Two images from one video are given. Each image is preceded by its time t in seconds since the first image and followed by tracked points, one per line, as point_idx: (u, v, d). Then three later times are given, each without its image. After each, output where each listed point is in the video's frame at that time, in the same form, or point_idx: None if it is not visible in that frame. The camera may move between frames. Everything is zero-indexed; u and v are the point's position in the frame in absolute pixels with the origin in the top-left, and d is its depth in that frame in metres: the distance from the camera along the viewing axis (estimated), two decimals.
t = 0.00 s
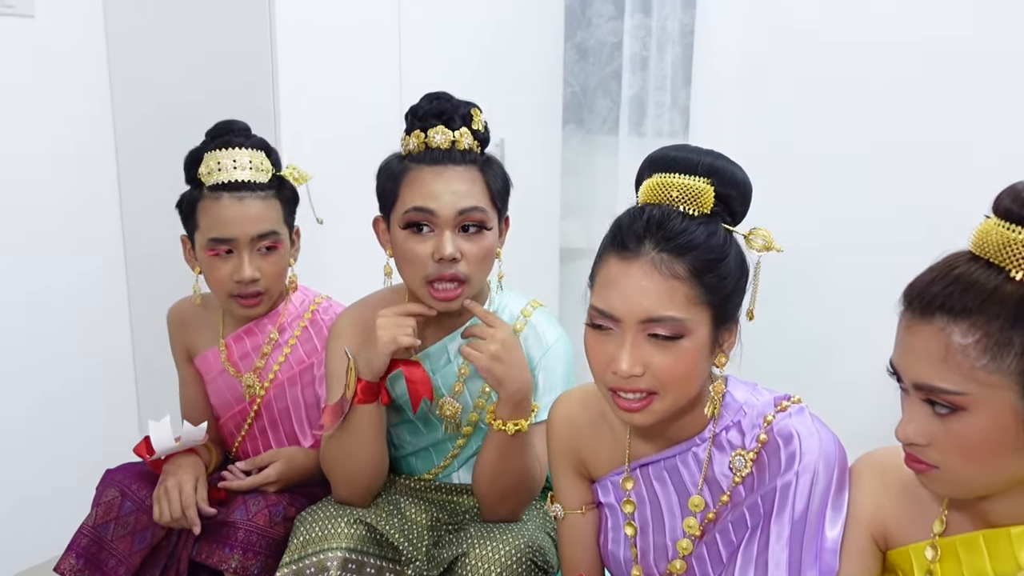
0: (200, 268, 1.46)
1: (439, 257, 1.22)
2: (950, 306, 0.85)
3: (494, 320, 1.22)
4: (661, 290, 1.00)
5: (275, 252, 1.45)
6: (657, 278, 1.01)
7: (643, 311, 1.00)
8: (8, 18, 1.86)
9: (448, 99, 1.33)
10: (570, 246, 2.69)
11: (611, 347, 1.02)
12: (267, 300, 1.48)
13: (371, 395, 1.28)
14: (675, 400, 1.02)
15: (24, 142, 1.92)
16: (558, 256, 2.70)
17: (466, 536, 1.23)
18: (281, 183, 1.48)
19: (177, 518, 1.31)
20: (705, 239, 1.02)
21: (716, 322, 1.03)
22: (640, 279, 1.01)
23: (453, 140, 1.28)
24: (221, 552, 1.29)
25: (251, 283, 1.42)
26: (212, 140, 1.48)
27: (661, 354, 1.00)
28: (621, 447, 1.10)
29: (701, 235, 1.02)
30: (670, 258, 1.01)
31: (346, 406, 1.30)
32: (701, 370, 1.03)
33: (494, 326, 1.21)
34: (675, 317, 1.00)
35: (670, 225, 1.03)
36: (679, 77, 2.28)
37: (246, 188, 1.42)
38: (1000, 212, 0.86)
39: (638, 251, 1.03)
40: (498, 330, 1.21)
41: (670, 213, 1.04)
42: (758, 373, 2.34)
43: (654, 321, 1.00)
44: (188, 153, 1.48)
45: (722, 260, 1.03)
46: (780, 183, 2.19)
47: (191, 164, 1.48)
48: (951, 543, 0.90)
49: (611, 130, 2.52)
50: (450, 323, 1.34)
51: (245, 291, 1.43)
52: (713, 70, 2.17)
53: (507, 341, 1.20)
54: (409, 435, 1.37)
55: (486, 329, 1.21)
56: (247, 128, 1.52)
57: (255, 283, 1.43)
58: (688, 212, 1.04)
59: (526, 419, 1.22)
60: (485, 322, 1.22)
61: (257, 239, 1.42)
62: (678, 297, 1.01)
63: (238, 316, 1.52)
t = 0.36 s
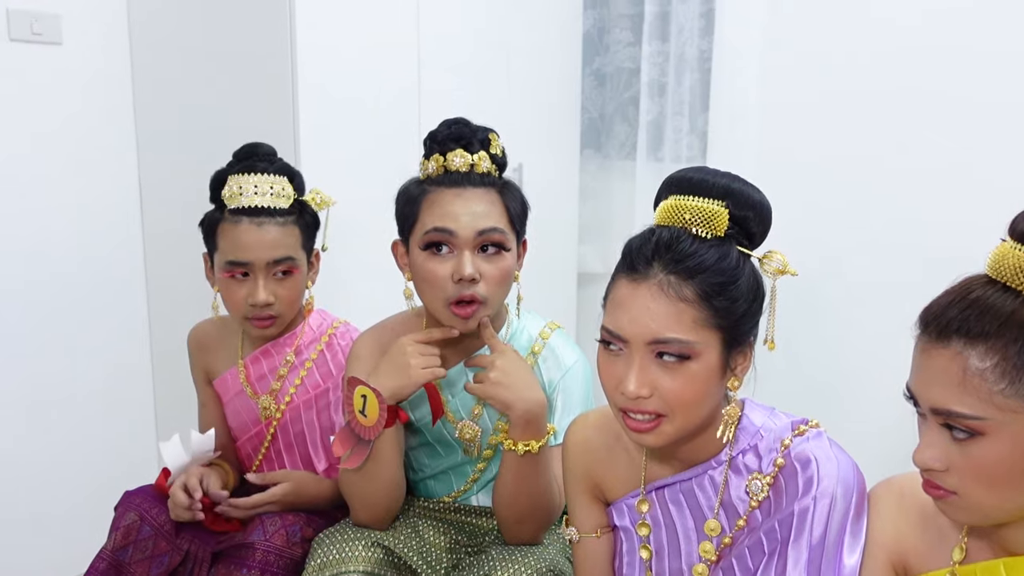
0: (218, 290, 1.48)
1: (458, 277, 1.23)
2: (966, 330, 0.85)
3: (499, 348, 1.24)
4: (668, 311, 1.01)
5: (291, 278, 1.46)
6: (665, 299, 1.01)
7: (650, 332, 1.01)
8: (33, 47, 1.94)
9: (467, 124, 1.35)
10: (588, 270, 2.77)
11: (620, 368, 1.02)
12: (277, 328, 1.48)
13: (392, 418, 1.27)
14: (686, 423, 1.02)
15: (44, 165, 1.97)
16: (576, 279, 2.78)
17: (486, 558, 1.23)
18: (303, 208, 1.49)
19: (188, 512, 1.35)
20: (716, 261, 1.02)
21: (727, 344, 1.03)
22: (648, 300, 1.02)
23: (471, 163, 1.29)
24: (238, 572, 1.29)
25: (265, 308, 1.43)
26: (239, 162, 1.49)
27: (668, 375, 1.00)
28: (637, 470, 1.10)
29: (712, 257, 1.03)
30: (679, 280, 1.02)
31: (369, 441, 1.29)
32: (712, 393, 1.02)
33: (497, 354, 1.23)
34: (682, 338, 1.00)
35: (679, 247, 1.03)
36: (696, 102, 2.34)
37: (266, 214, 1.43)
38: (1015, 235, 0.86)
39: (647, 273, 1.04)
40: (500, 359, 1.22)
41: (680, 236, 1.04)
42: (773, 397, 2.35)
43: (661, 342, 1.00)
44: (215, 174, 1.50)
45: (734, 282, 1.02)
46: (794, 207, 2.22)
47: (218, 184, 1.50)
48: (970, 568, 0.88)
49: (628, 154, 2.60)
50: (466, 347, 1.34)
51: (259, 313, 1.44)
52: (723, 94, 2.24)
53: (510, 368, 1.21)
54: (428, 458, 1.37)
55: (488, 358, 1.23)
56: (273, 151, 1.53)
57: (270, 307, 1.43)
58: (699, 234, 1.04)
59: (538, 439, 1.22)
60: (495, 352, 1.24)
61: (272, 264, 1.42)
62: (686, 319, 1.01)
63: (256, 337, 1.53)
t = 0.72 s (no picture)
0: (233, 311, 1.48)
1: (472, 296, 1.25)
2: (971, 348, 0.87)
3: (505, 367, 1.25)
4: (677, 327, 1.02)
5: (305, 292, 1.46)
6: (674, 316, 1.03)
7: (659, 349, 1.02)
8: (60, 69, 1.99)
9: (481, 145, 1.36)
10: (600, 287, 2.80)
11: (630, 383, 1.04)
12: (300, 337, 1.49)
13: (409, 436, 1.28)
14: (695, 438, 1.03)
15: (65, 184, 2.02)
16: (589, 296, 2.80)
17: (497, 574, 1.24)
18: (304, 224, 1.49)
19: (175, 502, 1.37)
20: (725, 279, 1.04)
21: (737, 361, 1.04)
22: (658, 317, 1.03)
23: (487, 184, 1.32)
24: None
25: (286, 324, 1.43)
26: (234, 188, 1.48)
27: (677, 391, 1.02)
28: (650, 486, 1.11)
29: (720, 275, 1.04)
30: (688, 297, 1.04)
31: (388, 459, 1.30)
32: (721, 409, 1.04)
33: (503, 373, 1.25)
34: (690, 354, 1.01)
35: (689, 265, 1.05)
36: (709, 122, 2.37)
37: (273, 234, 1.43)
38: (1018, 254, 0.87)
39: (657, 291, 1.05)
40: (505, 378, 1.24)
41: (689, 254, 1.06)
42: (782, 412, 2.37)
43: (670, 358, 1.02)
44: (211, 204, 1.49)
45: (743, 300, 1.04)
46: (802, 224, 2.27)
47: (216, 213, 1.49)
48: None
49: (641, 173, 2.63)
50: (479, 362, 1.35)
51: (282, 331, 1.44)
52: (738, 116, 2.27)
53: (515, 389, 1.22)
54: (439, 474, 1.39)
55: (491, 379, 1.24)
56: (266, 172, 1.53)
57: (290, 323, 1.44)
58: (711, 254, 1.06)
59: (546, 455, 1.23)
60: (501, 371, 1.26)
61: (287, 281, 1.43)
62: (695, 335, 1.02)
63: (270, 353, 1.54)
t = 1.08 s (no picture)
0: (244, 320, 1.50)
1: (475, 303, 1.28)
2: (964, 353, 0.89)
3: (518, 377, 1.27)
4: (669, 330, 1.05)
5: (317, 302, 1.49)
6: (666, 320, 1.06)
7: (650, 350, 1.05)
8: (72, 79, 2.02)
9: (485, 156, 1.40)
10: (601, 296, 2.84)
11: (625, 383, 1.07)
12: (313, 347, 1.51)
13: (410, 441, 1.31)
14: (687, 439, 1.05)
15: (73, 193, 2.05)
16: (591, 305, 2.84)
17: None
18: (316, 236, 1.52)
19: (146, 504, 1.42)
20: (718, 284, 1.06)
21: (730, 365, 1.05)
22: (651, 320, 1.06)
23: (490, 195, 1.35)
24: None
25: (299, 333, 1.46)
26: (247, 201, 1.51)
27: (667, 392, 1.04)
28: (656, 487, 1.14)
29: (714, 280, 1.07)
30: (680, 302, 1.06)
31: (387, 463, 1.32)
32: (712, 412, 1.05)
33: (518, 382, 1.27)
34: (679, 357, 1.04)
35: (682, 270, 1.08)
36: (711, 134, 2.46)
37: (289, 243, 1.46)
38: (1008, 263, 0.90)
39: (654, 295, 1.08)
40: (519, 387, 1.25)
41: (687, 261, 1.09)
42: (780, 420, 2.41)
43: (661, 360, 1.04)
44: (225, 215, 1.52)
45: (736, 306, 1.06)
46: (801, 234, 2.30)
47: (228, 225, 1.52)
48: None
49: (643, 184, 2.68)
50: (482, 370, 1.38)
51: (294, 341, 1.46)
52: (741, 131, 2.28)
53: (530, 399, 1.24)
54: (442, 479, 1.41)
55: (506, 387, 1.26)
56: (280, 187, 1.56)
57: (304, 333, 1.46)
58: (712, 260, 1.08)
59: (557, 464, 1.25)
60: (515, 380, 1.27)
61: (303, 290, 1.46)
62: (685, 339, 1.04)
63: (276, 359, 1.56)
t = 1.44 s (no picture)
0: (228, 329, 1.51)
1: (462, 308, 1.31)
2: (941, 352, 0.94)
3: (511, 377, 1.29)
4: (617, 323, 1.11)
5: (302, 310, 1.51)
6: (618, 314, 1.12)
7: (604, 340, 1.13)
8: (51, 81, 2.02)
9: (466, 161, 1.42)
10: (578, 297, 2.88)
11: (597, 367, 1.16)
12: (297, 355, 1.53)
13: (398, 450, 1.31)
14: (633, 426, 1.11)
15: (52, 195, 2.04)
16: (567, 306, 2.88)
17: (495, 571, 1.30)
18: (301, 247, 1.53)
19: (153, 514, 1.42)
20: (664, 285, 1.08)
21: (669, 363, 1.08)
22: (608, 313, 1.13)
23: (472, 201, 1.37)
24: None
25: (285, 342, 1.47)
26: (233, 211, 1.52)
27: (613, 380, 1.11)
28: (645, 485, 1.18)
29: (664, 280, 1.08)
30: (631, 298, 1.11)
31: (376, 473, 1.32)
32: (652, 406, 1.10)
33: (511, 383, 1.29)
34: (620, 349, 1.10)
35: (638, 269, 1.11)
36: (684, 137, 2.50)
37: (275, 254, 1.47)
38: (981, 266, 0.95)
39: (618, 289, 1.14)
40: (514, 388, 1.28)
41: (654, 259, 1.11)
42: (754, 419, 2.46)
43: (610, 350, 1.12)
44: (209, 224, 1.52)
45: (684, 307, 1.07)
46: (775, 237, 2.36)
47: (213, 234, 1.51)
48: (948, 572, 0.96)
49: (619, 187, 2.72)
50: (467, 373, 1.40)
51: (280, 349, 1.48)
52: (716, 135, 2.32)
53: (523, 398, 1.27)
54: (429, 479, 1.43)
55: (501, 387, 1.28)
56: (264, 198, 1.58)
57: (289, 341, 1.48)
58: (689, 268, 1.09)
59: (549, 464, 1.28)
60: (509, 380, 1.29)
61: (288, 300, 1.47)
62: (629, 332, 1.10)
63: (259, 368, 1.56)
